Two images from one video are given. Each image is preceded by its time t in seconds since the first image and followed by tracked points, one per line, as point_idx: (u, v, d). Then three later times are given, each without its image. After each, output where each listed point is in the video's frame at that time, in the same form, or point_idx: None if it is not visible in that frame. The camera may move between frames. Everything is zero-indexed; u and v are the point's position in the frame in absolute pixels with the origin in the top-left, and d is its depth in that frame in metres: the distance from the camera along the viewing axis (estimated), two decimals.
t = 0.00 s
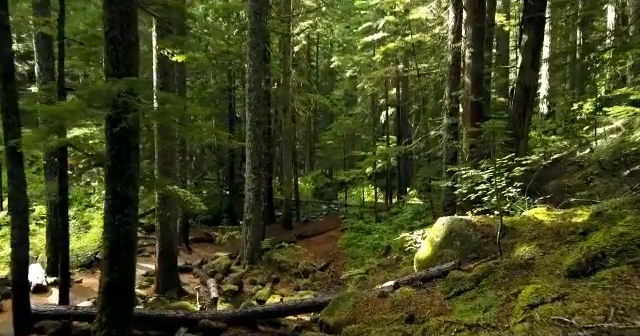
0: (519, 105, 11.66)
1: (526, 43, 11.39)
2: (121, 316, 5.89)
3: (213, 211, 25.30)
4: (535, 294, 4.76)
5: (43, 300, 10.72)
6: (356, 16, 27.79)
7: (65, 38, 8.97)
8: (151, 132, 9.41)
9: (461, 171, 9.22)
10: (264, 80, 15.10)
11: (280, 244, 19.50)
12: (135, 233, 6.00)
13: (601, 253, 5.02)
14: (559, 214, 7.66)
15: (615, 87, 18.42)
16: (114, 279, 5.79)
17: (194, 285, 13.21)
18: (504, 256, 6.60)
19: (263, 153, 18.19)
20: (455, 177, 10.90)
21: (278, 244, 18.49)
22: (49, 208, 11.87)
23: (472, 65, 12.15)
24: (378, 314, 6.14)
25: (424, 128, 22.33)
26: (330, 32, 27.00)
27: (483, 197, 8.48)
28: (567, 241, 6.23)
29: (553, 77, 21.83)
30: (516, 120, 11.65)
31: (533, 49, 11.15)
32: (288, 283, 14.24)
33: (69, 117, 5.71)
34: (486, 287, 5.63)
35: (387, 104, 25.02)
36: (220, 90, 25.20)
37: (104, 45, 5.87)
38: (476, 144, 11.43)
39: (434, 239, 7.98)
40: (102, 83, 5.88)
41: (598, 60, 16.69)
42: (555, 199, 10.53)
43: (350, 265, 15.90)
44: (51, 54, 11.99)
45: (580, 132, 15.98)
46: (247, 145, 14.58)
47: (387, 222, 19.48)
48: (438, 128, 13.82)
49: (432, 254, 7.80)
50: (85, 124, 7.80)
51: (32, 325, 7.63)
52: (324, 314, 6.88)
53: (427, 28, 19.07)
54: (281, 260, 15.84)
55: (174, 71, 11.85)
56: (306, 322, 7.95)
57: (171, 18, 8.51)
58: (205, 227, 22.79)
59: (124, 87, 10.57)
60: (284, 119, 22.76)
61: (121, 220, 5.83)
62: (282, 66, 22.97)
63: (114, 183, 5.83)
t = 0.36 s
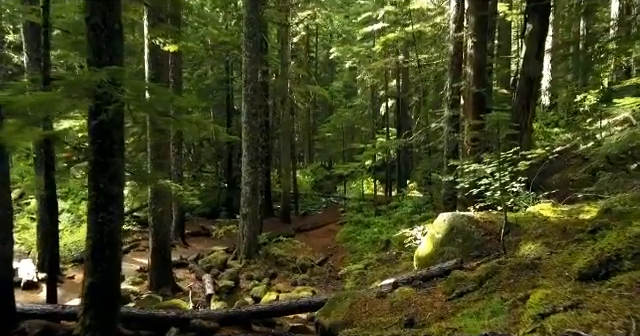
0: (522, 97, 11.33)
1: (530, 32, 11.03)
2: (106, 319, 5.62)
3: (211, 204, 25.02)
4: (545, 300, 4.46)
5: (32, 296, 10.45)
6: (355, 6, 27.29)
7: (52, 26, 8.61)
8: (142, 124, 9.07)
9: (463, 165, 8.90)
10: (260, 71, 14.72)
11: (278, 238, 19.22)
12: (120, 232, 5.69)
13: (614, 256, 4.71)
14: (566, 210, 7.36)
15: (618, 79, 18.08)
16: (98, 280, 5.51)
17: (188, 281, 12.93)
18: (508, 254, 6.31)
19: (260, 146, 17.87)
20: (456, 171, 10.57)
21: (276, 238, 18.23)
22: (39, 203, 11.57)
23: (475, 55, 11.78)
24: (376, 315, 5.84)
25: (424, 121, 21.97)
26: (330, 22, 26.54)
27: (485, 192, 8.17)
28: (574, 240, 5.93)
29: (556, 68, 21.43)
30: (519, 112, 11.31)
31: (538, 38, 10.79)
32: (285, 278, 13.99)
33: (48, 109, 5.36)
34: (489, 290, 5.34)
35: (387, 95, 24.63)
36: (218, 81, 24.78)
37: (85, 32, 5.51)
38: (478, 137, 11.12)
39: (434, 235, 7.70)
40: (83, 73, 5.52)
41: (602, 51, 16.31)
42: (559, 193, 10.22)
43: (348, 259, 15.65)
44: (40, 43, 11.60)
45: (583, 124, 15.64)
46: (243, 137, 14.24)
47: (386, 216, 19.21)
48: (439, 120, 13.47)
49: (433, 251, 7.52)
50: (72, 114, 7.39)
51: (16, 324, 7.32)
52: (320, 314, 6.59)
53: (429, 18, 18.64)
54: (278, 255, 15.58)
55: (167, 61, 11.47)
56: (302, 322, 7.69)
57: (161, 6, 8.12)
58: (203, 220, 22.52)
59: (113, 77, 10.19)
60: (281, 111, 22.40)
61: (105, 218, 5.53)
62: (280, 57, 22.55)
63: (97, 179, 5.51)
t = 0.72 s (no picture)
0: (525, 89, 11.07)
1: (535, 21, 10.72)
2: (89, 323, 5.33)
3: (208, 197, 24.71)
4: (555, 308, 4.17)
5: (22, 294, 10.18)
6: None
7: (36, 14, 8.22)
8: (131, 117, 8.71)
9: (465, 160, 8.59)
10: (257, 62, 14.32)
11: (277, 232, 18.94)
12: (103, 231, 5.39)
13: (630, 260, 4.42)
14: (573, 207, 7.08)
15: (623, 70, 17.70)
16: (79, 283, 5.23)
17: (183, 278, 12.65)
18: (512, 254, 6.01)
19: (258, 139, 17.52)
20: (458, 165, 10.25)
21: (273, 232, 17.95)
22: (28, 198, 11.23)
23: (477, 45, 11.45)
24: (374, 319, 5.56)
25: (424, 113, 21.61)
26: (329, 12, 26.05)
27: (489, 188, 7.87)
28: (584, 240, 5.64)
29: (559, 59, 21.00)
30: (523, 104, 11.00)
31: (543, 28, 10.50)
32: (283, 274, 13.72)
33: (23, 102, 5.01)
34: (494, 294, 5.05)
35: (387, 87, 24.24)
36: (215, 72, 24.36)
37: (63, 18, 5.15)
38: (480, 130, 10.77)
39: (435, 233, 7.40)
40: (62, 62, 5.17)
41: (607, 41, 15.91)
42: (564, 189, 9.91)
43: (347, 255, 15.38)
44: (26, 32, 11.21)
45: (587, 117, 15.29)
46: (239, 130, 13.93)
47: (386, 210, 18.91)
48: (440, 112, 13.10)
49: (434, 249, 7.22)
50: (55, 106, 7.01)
51: None
52: (316, 316, 6.30)
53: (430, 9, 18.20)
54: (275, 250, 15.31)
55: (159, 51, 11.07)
56: (297, 322, 7.40)
57: None
58: (200, 214, 22.23)
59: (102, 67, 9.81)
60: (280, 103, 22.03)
61: (86, 217, 5.23)
62: (278, 48, 22.10)
63: (78, 176, 5.19)
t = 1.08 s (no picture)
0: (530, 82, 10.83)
1: (539, 12, 10.44)
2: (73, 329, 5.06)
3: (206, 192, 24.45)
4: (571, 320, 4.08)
5: (12, 294, 9.92)
6: None
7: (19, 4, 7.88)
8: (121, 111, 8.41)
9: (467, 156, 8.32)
10: (253, 54, 13.96)
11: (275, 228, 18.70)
12: (87, 232, 5.12)
13: None
14: (579, 205, 6.82)
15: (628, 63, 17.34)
16: (61, 286, 4.96)
17: (178, 276, 12.40)
18: (517, 255, 5.77)
19: (255, 134, 17.23)
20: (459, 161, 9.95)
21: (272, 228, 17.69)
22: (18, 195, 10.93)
23: (480, 37, 11.13)
24: (372, 324, 5.30)
25: (425, 107, 21.27)
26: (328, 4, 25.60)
27: (492, 185, 7.59)
28: (594, 241, 5.48)
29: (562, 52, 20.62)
30: (527, 97, 10.77)
31: (548, 19, 10.25)
32: (281, 270, 13.49)
33: None
34: (500, 299, 4.83)
35: (387, 81, 23.90)
36: (213, 66, 23.99)
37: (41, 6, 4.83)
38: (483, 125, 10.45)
39: (436, 231, 7.13)
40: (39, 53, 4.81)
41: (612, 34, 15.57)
42: (569, 186, 9.64)
43: (346, 251, 15.14)
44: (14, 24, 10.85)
45: (591, 111, 14.99)
46: (236, 125, 13.65)
47: (386, 205, 18.65)
48: (441, 106, 12.76)
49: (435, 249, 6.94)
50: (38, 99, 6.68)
51: None
52: (311, 319, 6.02)
53: None
54: (273, 246, 15.06)
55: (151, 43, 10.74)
56: (294, 324, 7.13)
57: None
58: (198, 209, 21.98)
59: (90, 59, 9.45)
60: (278, 97, 21.70)
61: (67, 217, 4.94)
62: (277, 40, 21.71)
63: (60, 174, 4.91)
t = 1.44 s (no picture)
0: (534, 76, 10.56)
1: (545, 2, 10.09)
2: None
3: (204, 187, 24.11)
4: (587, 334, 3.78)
5: None
6: None
7: None
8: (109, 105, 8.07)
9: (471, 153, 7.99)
10: (250, 47, 13.57)
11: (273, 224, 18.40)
12: (67, 234, 4.81)
13: None
14: (587, 204, 6.48)
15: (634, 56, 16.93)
16: (38, 292, 4.67)
17: (173, 274, 12.10)
18: (524, 259, 5.50)
19: (252, 128, 16.87)
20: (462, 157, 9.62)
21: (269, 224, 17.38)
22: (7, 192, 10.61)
23: (483, 29, 10.76)
24: (370, 332, 5.00)
25: (426, 101, 20.88)
26: None
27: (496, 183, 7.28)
28: (606, 244, 5.29)
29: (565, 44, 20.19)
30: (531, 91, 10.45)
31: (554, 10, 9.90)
32: (278, 268, 13.19)
33: None
34: (507, 307, 4.58)
35: (387, 74, 23.49)
36: (210, 58, 23.56)
37: None
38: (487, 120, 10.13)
39: (438, 231, 6.82)
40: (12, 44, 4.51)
41: (617, 25, 15.16)
42: (576, 183, 9.31)
43: (345, 248, 14.83)
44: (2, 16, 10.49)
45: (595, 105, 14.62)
46: (232, 119, 13.31)
47: (386, 200, 18.31)
48: (443, 100, 12.40)
49: (437, 250, 6.64)
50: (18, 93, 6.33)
51: None
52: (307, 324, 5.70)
53: None
54: (271, 243, 14.76)
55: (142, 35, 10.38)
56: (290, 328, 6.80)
57: None
58: (195, 204, 21.65)
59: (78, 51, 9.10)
60: (276, 90, 21.32)
61: (44, 219, 4.63)
62: (274, 32, 21.28)
63: (35, 172, 4.60)
